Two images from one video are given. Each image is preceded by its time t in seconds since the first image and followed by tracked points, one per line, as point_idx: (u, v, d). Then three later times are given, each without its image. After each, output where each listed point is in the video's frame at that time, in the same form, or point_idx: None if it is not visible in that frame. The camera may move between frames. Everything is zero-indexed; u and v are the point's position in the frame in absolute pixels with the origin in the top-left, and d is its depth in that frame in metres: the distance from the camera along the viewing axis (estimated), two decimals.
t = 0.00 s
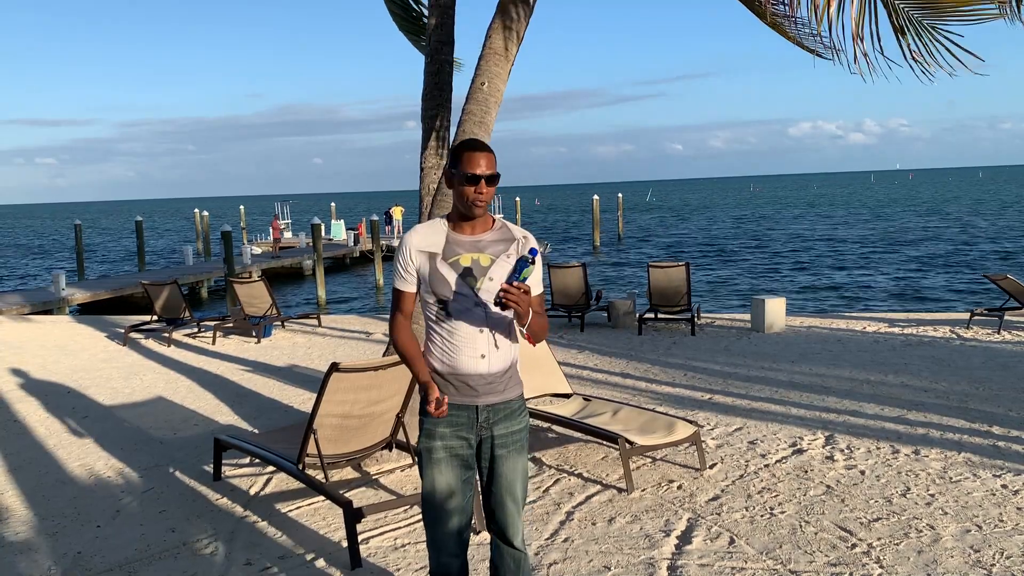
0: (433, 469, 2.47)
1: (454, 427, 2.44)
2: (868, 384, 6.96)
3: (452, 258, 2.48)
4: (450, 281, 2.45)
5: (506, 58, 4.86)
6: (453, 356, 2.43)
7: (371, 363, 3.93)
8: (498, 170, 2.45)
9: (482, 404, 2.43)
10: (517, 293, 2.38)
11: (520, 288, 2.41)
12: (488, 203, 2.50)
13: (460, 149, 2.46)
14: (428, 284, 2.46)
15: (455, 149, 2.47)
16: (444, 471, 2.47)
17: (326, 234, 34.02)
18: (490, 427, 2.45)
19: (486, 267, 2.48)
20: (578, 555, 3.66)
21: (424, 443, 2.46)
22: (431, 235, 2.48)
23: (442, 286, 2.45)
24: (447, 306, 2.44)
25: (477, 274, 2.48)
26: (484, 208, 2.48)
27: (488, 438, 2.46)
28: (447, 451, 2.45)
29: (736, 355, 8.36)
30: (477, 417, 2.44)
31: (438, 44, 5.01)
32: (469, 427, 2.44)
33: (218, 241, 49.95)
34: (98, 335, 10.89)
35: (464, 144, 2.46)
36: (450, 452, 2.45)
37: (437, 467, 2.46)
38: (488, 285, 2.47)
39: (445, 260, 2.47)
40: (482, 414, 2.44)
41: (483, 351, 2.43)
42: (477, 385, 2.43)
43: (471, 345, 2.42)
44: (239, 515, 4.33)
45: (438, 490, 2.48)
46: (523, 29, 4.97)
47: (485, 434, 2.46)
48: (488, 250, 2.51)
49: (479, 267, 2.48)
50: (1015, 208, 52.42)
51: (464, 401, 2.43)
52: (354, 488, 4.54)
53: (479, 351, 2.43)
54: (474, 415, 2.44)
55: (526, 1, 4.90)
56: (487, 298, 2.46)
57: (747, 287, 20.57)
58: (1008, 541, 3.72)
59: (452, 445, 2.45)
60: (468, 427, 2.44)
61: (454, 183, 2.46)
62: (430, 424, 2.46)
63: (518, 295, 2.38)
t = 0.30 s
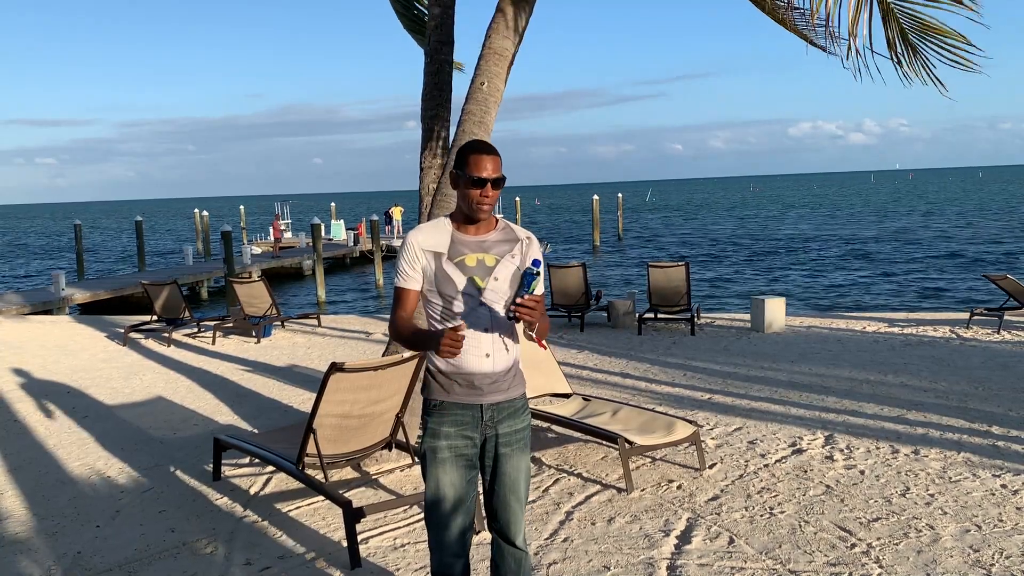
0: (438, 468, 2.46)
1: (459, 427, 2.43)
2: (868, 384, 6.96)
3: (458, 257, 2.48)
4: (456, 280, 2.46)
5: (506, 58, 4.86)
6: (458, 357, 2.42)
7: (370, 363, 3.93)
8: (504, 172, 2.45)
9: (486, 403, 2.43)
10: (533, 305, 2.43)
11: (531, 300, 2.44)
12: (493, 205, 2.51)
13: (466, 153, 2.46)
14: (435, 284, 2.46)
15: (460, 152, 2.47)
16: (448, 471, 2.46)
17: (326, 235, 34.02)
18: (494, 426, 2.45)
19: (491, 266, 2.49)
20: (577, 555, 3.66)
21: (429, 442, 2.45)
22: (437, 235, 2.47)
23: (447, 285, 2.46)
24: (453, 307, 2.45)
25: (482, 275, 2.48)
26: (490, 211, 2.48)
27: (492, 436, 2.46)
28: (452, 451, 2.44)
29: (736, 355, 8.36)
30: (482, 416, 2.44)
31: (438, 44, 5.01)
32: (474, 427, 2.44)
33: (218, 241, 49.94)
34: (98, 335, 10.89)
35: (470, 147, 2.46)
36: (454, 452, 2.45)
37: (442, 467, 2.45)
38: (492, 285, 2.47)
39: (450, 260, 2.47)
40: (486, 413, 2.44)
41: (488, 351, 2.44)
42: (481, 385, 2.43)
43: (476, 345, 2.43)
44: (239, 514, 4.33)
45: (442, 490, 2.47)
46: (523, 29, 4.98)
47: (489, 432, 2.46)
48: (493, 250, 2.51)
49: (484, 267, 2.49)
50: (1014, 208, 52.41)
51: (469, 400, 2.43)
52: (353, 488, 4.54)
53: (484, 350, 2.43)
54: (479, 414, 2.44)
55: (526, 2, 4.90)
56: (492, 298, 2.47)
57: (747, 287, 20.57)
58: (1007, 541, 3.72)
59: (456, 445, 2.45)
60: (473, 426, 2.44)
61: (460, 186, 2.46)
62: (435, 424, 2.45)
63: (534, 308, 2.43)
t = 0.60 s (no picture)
0: (440, 468, 2.45)
1: (462, 427, 2.43)
2: (868, 384, 6.95)
3: (464, 257, 2.50)
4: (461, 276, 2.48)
5: (506, 58, 4.86)
6: (462, 357, 2.43)
7: (370, 363, 3.93)
8: (505, 175, 2.44)
9: (489, 403, 2.43)
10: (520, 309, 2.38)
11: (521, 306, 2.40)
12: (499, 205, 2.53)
13: (467, 155, 2.45)
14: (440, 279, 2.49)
15: (463, 155, 2.46)
16: (450, 470, 2.45)
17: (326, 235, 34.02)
18: (497, 425, 2.45)
19: (498, 266, 2.50)
20: (577, 555, 3.66)
21: (432, 442, 2.45)
22: (444, 234, 2.50)
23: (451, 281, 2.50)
24: (458, 306, 2.45)
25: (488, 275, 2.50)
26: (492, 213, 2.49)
27: (495, 436, 2.46)
28: (454, 451, 2.44)
29: (736, 355, 8.35)
30: (485, 416, 2.44)
31: (438, 44, 5.01)
32: (477, 427, 2.44)
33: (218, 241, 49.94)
34: (97, 336, 10.89)
35: (473, 149, 2.45)
36: (457, 452, 2.45)
37: (444, 467, 2.45)
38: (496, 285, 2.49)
39: (457, 258, 2.50)
40: (489, 413, 2.44)
41: (492, 351, 2.44)
42: (484, 385, 2.42)
43: (479, 344, 2.43)
44: (239, 515, 4.33)
45: (444, 490, 2.46)
46: (523, 29, 4.97)
47: (492, 432, 2.45)
48: (499, 250, 2.53)
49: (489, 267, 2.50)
50: (1014, 208, 52.40)
51: (472, 400, 2.42)
52: (353, 489, 4.54)
53: (487, 350, 2.43)
54: (482, 414, 2.43)
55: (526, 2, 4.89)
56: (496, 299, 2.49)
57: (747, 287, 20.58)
58: (1007, 541, 3.71)
59: (459, 444, 2.44)
60: (476, 425, 2.44)
61: (463, 188, 2.46)
62: (438, 423, 2.45)
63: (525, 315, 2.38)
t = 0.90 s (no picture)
0: (442, 468, 2.46)
1: (463, 426, 2.44)
2: (868, 384, 6.96)
3: (469, 257, 2.50)
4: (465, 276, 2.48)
5: (506, 59, 4.86)
6: (464, 357, 2.43)
7: (370, 363, 3.94)
8: (513, 173, 2.47)
9: (492, 403, 2.44)
10: (516, 311, 2.39)
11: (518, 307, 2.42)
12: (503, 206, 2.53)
13: (474, 154, 2.46)
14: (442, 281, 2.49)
15: (470, 152, 2.48)
16: (452, 470, 2.46)
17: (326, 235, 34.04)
18: (499, 426, 2.46)
19: (501, 266, 2.50)
20: (577, 555, 3.67)
21: (433, 441, 2.46)
22: (448, 234, 2.51)
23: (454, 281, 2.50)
24: (461, 306, 2.45)
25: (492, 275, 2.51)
26: (498, 213, 2.49)
27: (497, 436, 2.47)
28: (456, 451, 2.45)
29: (736, 355, 8.36)
30: (487, 416, 2.44)
31: (438, 44, 5.01)
32: (479, 427, 2.45)
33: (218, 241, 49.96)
34: (98, 335, 10.90)
35: (482, 147, 2.47)
36: (458, 452, 2.46)
37: (445, 467, 2.46)
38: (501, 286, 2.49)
39: (461, 259, 2.50)
40: (491, 413, 2.44)
41: (494, 351, 2.44)
42: (487, 385, 2.43)
43: (482, 346, 2.43)
44: (239, 514, 4.33)
45: (446, 490, 2.47)
46: (523, 29, 4.98)
47: (494, 432, 2.46)
48: (503, 251, 2.53)
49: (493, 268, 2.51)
50: (1014, 208, 52.42)
51: (474, 400, 2.43)
52: (353, 488, 4.55)
53: (490, 351, 2.44)
54: (484, 414, 2.44)
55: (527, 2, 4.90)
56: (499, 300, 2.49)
57: (746, 287, 20.58)
58: (1007, 540, 3.72)
59: (461, 444, 2.45)
60: (478, 425, 2.45)
61: (469, 185, 2.47)
62: (439, 423, 2.46)
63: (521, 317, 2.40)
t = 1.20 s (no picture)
0: (444, 470, 2.45)
1: (465, 428, 2.43)
2: (868, 384, 6.95)
3: (471, 257, 2.49)
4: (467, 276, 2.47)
5: (506, 58, 4.85)
6: (467, 358, 2.42)
7: (370, 363, 3.93)
8: (517, 171, 2.45)
9: (494, 405, 2.43)
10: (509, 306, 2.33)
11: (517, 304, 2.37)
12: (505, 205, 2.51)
13: (478, 151, 2.45)
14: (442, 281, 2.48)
15: (473, 150, 2.46)
16: (454, 472, 2.45)
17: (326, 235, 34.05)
18: (501, 427, 2.45)
19: (502, 266, 2.49)
20: (577, 556, 3.66)
21: (435, 443, 2.45)
22: (449, 233, 2.50)
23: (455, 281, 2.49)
24: (463, 307, 2.43)
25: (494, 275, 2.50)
26: (501, 212, 2.48)
27: (499, 438, 2.46)
28: (457, 452, 2.44)
29: (736, 356, 8.35)
30: (489, 417, 2.43)
31: (438, 44, 5.00)
32: (481, 428, 2.44)
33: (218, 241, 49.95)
34: (98, 336, 10.89)
35: (484, 145, 2.45)
36: (460, 454, 2.45)
37: (447, 468, 2.45)
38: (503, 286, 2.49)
39: (462, 259, 2.49)
40: (493, 415, 2.43)
41: (497, 352, 2.43)
42: (489, 387, 2.42)
43: (484, 347, 2.42)
44: (239, 515, 4.32)
45: (447, 492, 2.46)
46: (523, 28, 4.96)
47: (497, 434, 2.45)
48: (505, 250, 2.52)
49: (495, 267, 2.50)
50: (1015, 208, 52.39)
51: (476, 402, 2.42)
52: (353, 489, 4.54)
53: (493, 352, 2.43)
54: (486, 415, 2.43)
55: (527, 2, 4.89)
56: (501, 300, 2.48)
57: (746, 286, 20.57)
58: (1008, 541, 3.71)
59: (463, 446, 2.44)
60: (480, 427, 2.44)
61: (473, 184, 2.46)
62: (441, 425, 2.45)
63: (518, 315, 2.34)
